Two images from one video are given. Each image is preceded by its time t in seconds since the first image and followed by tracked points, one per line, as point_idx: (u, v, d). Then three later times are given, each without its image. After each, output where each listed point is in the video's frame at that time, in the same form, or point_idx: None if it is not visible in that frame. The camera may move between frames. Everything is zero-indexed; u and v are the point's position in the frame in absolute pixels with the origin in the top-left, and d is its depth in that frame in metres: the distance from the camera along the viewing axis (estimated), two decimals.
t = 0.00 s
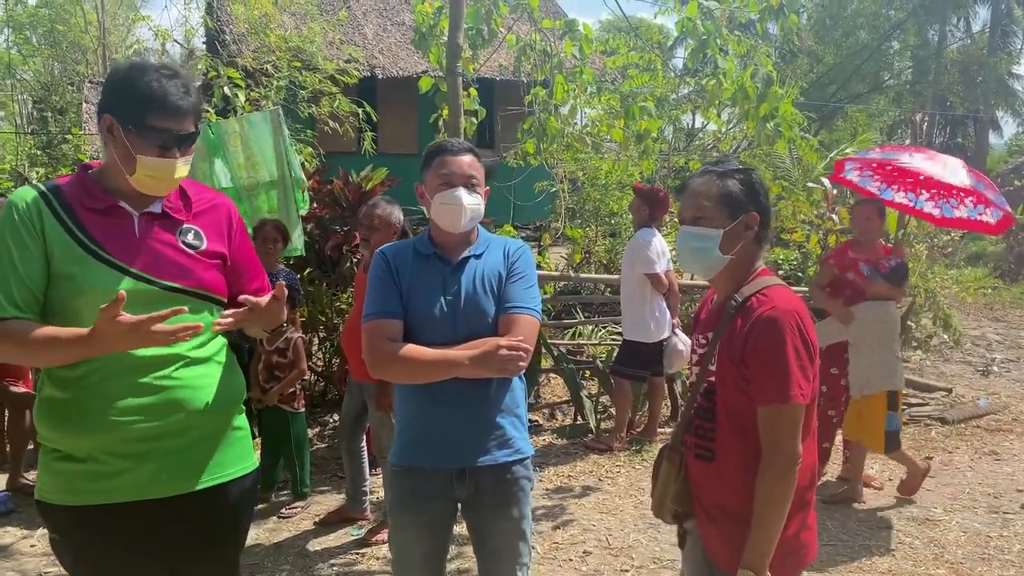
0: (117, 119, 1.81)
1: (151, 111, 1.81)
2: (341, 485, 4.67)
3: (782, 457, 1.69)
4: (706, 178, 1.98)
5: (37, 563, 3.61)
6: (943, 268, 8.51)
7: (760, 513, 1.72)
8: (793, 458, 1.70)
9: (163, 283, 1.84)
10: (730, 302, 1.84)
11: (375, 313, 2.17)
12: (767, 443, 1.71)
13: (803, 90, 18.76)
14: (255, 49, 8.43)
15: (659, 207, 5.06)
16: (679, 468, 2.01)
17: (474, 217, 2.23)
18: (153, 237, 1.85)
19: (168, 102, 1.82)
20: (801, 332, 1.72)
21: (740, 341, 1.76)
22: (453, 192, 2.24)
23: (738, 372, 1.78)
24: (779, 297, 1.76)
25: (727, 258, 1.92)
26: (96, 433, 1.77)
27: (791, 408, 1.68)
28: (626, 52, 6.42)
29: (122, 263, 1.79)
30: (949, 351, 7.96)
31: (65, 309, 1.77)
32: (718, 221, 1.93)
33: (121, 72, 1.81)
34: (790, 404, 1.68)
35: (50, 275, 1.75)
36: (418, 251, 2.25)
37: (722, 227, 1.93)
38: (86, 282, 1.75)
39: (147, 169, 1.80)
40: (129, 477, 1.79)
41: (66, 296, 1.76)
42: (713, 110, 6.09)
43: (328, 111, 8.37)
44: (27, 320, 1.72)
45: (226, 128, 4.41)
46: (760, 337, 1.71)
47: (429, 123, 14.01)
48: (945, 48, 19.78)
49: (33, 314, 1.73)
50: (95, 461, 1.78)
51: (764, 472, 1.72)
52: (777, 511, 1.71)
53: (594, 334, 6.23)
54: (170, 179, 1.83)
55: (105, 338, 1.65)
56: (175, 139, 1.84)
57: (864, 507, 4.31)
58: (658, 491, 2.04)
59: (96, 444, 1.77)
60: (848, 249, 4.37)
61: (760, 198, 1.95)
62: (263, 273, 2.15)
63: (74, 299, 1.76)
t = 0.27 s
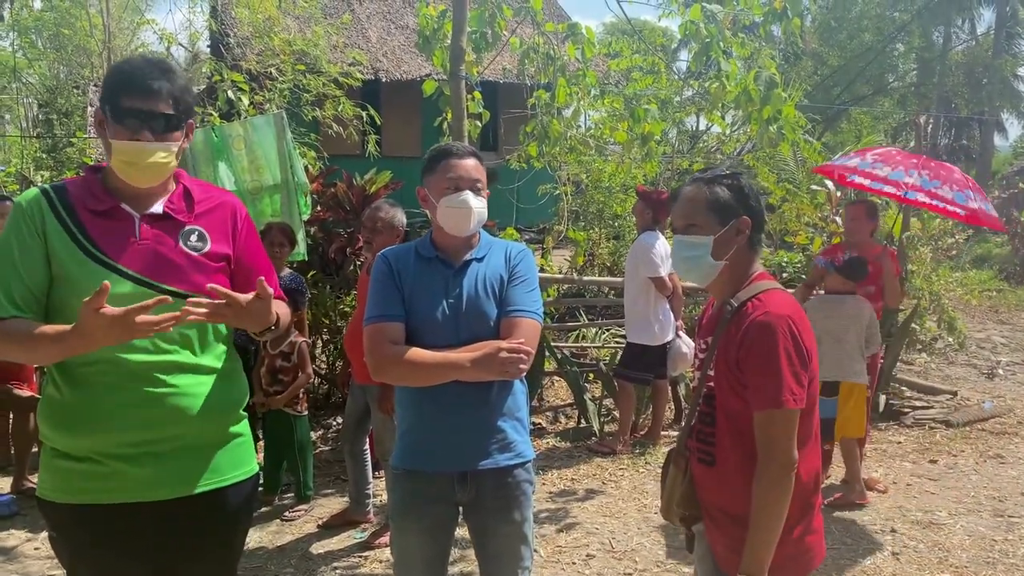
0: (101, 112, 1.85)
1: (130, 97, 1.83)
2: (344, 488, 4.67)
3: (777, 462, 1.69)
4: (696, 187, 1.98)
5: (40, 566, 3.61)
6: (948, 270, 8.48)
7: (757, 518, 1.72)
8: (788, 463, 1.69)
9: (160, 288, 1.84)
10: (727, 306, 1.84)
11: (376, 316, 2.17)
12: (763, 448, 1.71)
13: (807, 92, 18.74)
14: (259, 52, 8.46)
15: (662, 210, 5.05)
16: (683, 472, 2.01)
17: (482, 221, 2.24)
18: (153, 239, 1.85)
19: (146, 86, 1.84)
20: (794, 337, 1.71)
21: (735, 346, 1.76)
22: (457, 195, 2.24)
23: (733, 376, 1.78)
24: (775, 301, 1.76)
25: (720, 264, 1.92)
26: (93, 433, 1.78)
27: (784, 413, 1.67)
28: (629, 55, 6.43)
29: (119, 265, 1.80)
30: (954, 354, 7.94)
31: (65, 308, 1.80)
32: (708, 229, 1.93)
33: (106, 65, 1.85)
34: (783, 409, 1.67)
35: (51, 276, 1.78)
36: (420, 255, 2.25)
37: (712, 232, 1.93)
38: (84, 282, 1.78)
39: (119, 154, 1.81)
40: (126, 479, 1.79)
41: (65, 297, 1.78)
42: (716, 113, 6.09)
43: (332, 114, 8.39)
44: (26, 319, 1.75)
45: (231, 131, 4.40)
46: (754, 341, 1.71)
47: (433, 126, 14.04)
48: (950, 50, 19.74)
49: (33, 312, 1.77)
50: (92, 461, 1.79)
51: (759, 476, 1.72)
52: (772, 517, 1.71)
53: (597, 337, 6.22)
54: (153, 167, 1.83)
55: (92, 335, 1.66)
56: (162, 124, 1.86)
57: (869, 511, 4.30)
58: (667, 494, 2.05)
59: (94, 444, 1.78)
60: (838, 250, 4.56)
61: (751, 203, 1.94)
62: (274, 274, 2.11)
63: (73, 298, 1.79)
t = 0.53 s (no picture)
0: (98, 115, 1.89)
1: (122, 97, 1.85)
2: (349, 490, 4.67)
3: (782, 463, 1.68)
4: (711, 185, 1.96)
5: (46, 568, 3.62)
6: (955, 271, 8.44)
7: (753, 518, 1.71)
8: (791, 464, 1.68)
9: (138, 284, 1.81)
10: (736, 305, 1.84)
11: (379, 321, 2.17)
12: (768, 448, 1.70)
13: (812, 94, 18.70)
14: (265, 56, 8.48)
15: (667, 212, 5.04)
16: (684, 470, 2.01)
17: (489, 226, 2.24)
18: (149, 239, 1.86)
19: (134, 84, 1.85)
20: (804, 337, 1.71)
21: (744, 345, 1.76)
22: (465, 199, 2.24)
23: (741, 376, 1.77)
24: (786, 301, 1.75)
25: (736, 264, 1.91)
26: (90, 430, 1.79)
27: (791, 413, 1.66)
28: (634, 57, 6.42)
29: (112, 264, 1.82)
30: (961, 356, 7.90)
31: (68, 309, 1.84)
32: (726, 228, 1.92)
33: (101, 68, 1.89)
34: (790, 409, 1.66)
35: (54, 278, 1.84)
36: (421, 258, 2.25)
37: (728, 232, 1.92)
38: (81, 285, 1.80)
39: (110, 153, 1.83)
40: (121, 477, 1.80)
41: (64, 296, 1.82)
42: (721, 114, 6.08)
43: (337, 117, 8.41)
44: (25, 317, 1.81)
45: (235, 134, 4.42)
46: (764, 341, 1.70)
47: (438, 128, 14.05)
48: (956, 51, 19.67)
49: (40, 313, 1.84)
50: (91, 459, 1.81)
51: (760, 476, 1.71)
52: (775, 518, 1.70)
53: (602, 339, 6.22)
54: (143, 164, 1.85)
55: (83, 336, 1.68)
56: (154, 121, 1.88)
57: (875, 514, 4.28)
58: (665, 491, 2.06)
59: (91, 441, 1.79)
60: (830, 252, 4.62)
61: (767, 204, 1.95)
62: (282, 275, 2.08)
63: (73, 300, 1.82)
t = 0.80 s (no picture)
0: (106, 124, 1.87)
1: (135, 107, 1.85)
2: (355, 490, 4.68)
3: (799, 464, 1.68)
4: (726, 184, 1.96)
5: (54, 568, 3.64)
6: (963, 271, 8.40)
7: (770, 520, 1.71)
8: (810, 465, 1.68)
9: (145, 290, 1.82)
10: (750, 305, 1.84)
11: (377, 324, 2.15)
12: (783, 448, 1.70)
13: (819, 94, 18.64)
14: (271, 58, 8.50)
15: (673, 213, 5.04)
16: (690, 472, 2.01)
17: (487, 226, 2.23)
18: (155, 245, 1.87)
19: (148, 95, 1.85)
20: (824, 338, 1.71)
21: (762, 345, 1.76)
22: (460, 200, 2.23)
23: (757, 376, 1.77)
24: (804, 302, 1.75)
25: (755, 263, 1.90)
26: (99, 432, 1.80)
27: (811, 414, 1.66)
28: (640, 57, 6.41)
29: (119, 270, 1.83)
30: (969, 357, 7.87)
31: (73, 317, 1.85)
32: (745, 228, 1.92)
33: (107, 75, 1.87)
34: (811, 410, 1.66)
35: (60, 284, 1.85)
36: (420, 261, 2.26)
37: (748, 233, 1.92)
38: (88, 294, 1.81)
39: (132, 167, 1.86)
40: (128, 478, 1.81)
41: (71, 303, 1.83)
42: (727, 115, 6.07)
43: (343, 118, 8.42)
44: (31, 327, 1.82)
45: (242, 135, 4.38)
46: (783, 341, 1.70)
47: (444, 130, 14.06)
48: (964, 50, 19.59)
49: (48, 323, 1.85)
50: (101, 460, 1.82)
51: (778, 477, 1.71)
52: (790, 518, 1.69)
53: (608, 340, 6.22)
54: (155, 176, 1.87)
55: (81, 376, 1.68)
56: (167, 133, 1.88)
57: (882, 515, 4.26)
58: (664, 498, 2.08)
59: (101, 443, 1.81)
60: (823, 254, 4.59)
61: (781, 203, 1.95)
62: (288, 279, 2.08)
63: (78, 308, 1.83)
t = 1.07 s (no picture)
0: (122, 129, 1.86)
1: (156, 114, 1.85)
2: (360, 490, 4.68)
3: (813, 463, 1.68)
4: (725, 185, 1.95)
5: (60, 567, 3.66)
6: (969, 271, 8.37)
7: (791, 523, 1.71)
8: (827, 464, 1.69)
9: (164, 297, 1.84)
10: (756, 304, 1.83)
11: (376, 331, 2.15)
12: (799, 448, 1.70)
13: (824, 93, 18.59)
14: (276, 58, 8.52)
15: (678, 212, 5.03)
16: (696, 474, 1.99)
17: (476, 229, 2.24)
18: (166, 250, 1.87)
19: (169, 102, 1.86)
20: (835, 336, 1.72)
21: (773, 345, 1.75)
22: (455, 204, 2.23)
23: (768, 376, 1.77)
24: (813, 302, 1.75)
25: (757, 263, 1.90)
26: (114, 434, 1.81)
27: (825, 414, 1.66)
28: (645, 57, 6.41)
29: (133, 277, 1.83)
30: (976, 356, 7.83)
31: (82, 323, 1.84)
32: (744, 228, 1.92)
33: (122, 81, 1.87)
34: (826, 409, 1.66)
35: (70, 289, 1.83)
36: (418, 262, 2.26)
37: (749, 234, 1.91)
38: (102, 302, 1.81)
39: (170, 172, 1.85)
40: (145, 479, 1.82)
41: (82, 309, 1.83)
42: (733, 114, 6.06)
43: (348, 118, 8.44)
44: (43, 333, 1.81)
45: (246, 135, 4.42)
46: (796, 340, 1.70)
47: (449, 129, 14.07)
48: (970, 49, 19.51)
49: (54, 332, 1.83)
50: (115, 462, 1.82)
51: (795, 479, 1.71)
52: (806, 517, 1.70)
53: (613, 340, 6.22)
54: (177, 185, 1.87)
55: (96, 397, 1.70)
56: (183, 138, 1.87)
57: (889, 515, 4.25)
58: (667, 501, 2.05)
59: (117, 444, 1.82)
60: (827, 253, 4.60)
61: (780, 202, 1.94)
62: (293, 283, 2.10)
63: (90, 315, 1.82)
